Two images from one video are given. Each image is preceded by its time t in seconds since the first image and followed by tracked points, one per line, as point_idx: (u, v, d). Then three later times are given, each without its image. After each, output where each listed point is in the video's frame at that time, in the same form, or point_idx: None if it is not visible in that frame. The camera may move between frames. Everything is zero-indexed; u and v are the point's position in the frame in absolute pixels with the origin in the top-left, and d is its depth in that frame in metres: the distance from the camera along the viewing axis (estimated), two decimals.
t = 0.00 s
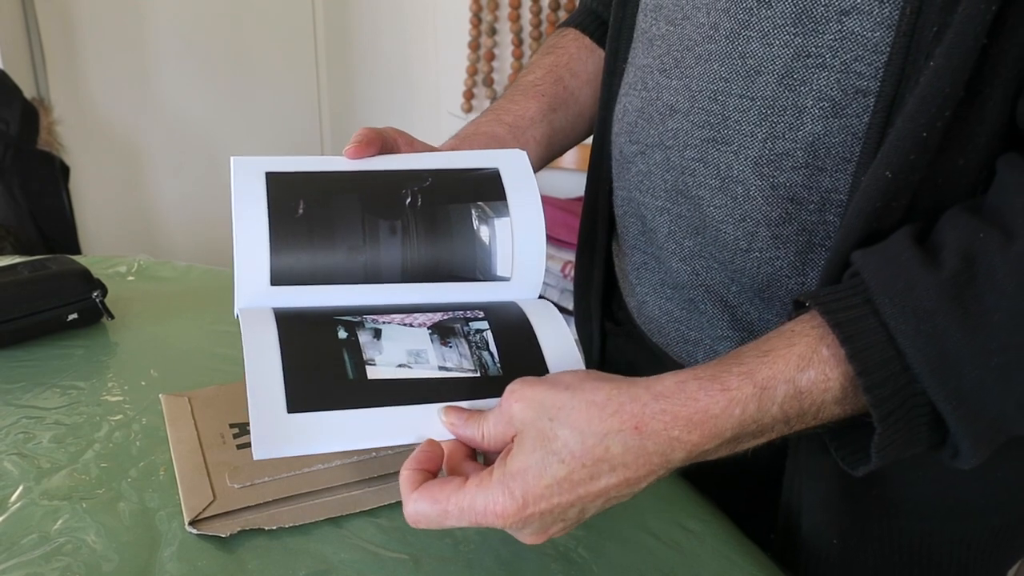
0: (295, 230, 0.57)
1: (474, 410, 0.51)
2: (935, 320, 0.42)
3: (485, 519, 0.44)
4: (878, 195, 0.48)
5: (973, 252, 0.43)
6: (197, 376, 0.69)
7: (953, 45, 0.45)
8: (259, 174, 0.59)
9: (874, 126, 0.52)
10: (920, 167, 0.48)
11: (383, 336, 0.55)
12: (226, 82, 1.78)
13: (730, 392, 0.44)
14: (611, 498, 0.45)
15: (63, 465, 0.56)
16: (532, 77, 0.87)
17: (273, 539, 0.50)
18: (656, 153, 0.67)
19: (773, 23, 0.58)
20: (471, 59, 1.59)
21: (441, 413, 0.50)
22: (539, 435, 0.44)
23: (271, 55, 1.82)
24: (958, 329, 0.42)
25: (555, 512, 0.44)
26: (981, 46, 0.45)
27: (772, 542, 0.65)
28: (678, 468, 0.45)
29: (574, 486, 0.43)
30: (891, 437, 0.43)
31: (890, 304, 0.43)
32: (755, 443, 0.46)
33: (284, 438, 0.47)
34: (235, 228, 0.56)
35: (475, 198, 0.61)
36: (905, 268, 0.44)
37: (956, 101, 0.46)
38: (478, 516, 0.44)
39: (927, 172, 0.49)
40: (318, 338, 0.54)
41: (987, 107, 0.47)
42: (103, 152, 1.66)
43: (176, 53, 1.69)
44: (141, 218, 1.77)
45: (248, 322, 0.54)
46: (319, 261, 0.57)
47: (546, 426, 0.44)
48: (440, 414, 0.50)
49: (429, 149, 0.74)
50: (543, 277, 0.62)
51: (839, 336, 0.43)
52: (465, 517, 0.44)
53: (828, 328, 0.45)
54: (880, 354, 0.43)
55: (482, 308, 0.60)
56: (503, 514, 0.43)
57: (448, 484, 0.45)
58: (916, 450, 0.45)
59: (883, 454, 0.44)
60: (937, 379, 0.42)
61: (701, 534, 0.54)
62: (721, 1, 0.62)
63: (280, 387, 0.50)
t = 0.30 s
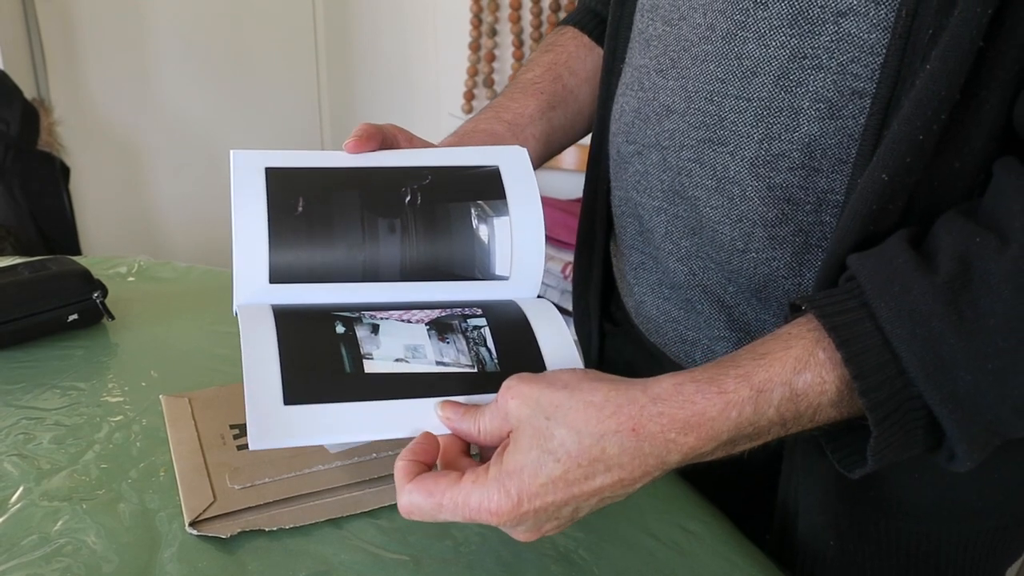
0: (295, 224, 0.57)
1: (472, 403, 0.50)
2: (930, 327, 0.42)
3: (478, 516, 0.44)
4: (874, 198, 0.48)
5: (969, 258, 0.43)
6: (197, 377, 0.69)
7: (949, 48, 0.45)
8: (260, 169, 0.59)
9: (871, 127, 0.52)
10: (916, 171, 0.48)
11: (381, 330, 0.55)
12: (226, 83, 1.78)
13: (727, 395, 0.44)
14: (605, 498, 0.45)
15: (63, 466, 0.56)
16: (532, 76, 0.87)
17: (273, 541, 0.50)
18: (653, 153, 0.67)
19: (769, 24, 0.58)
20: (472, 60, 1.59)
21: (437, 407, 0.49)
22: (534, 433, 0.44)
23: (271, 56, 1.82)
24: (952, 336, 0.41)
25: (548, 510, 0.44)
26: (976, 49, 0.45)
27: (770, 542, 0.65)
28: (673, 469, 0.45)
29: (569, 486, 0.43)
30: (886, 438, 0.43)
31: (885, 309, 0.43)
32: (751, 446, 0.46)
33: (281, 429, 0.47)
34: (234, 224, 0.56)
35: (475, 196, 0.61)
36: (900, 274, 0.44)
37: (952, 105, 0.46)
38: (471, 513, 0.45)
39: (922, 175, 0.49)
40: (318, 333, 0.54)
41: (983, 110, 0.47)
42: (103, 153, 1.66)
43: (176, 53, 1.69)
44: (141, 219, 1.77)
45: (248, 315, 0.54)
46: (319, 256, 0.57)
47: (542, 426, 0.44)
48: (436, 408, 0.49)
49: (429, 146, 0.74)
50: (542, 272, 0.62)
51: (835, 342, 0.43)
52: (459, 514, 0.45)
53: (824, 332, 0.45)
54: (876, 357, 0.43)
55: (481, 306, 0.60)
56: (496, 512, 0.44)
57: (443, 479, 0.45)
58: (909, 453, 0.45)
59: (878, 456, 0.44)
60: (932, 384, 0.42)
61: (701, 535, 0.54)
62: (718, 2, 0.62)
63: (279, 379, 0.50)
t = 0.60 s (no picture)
0: (290, 222, 0.57)
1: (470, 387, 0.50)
2: (929, 322, 0.42)
3: (474, 497, 0.45)
4: (874, 200, 0.48)
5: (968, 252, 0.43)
6: (198, 377, 0.69)
7: (949, 51, 0.45)
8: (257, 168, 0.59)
9: (871, 131, 0.52)
10: (916, 173, 0.48)
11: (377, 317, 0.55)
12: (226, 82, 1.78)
13: (726, 381, 0.44)
14: (602, 482, 0.45)
15: (64, 466, 0.56)
16: (531, 76, 0.87)
17: (275, 541, 0.50)
18: (652, 155, 0.67)
19: (769, 27, 0.58)
20: (472, 61, 1.60)
21: (435, 391, 0.49)
22: (533, 415, 0.44)
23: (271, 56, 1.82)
24: (951, 331, 0.41)
25: (543, 492, 0.45)
26: (977, 53, 0.45)
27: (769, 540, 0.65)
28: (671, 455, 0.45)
29: (566, 467, 0.44)
30: (887, 427, 0.43)
31: (883, 303, 0.43)
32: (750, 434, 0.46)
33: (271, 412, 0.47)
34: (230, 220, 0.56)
35: (470, 197, 0.61)
36: (898, 269, 0.44)
37: (952, 108, 0.46)
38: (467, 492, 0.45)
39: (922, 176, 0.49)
40: (315, 322, 0.54)
41: (983, 114, 0.47)
42: (103, 153, 1.66)
43: (176, 53, 1.69)
44: (142, 219, 1.77)
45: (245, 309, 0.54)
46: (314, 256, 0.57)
47: (542, 408, 0.44)
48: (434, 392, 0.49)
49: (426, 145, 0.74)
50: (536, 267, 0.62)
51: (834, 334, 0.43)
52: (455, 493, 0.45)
53: (823, 322, 0.45)
54: (873, 350, 0.43)
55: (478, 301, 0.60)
56: (492, 493, 0.44)
57: (438, 460, 0.46)
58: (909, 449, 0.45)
59: (876, 451, 0.44)
60: (931, 378, 0.42)
61: (702, 536, 0.54)
62: (717, 4, 0.62)
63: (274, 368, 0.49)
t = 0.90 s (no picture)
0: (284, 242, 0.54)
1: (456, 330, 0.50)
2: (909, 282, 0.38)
3: (429, 365, 0.44)
4: (853, 193, 0.47)
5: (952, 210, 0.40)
6: (199, 377, 0.69)
7: (939, 48, 0.45)
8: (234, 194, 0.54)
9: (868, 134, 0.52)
10: (904, 168, 0.47)
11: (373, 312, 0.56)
12: (226, 82, 1.78)
13: (697, 298, 0.41)
14: (560, 389, 0.42)
15: (65, 466, 0.56)
16: (532, 76, 0.88)
17: (275, 541, 0.50)
18: (651, 156, 0.67)
19: (768, 28, 0.58)
20: (473, 60, 1.60)
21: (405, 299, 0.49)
22: (504, 302, 0.41)
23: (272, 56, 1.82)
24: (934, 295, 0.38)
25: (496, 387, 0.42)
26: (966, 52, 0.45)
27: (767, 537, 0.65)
28: (632, 374, 0.41)
29: (520, 360, 0.41)
30: (843, 387, 0.39)
31: (860, 252, 0.39)
32: (716, 371, 0.42)
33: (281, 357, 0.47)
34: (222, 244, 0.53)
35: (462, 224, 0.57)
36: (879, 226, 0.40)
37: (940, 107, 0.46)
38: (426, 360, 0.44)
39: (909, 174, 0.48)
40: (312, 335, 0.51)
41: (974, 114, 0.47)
42: (103, 153, 1.66)
43: (176, 53, 1.69)
44: (143, 220, 1.77)
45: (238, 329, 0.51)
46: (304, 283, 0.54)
47: (512, 297, 0.41)
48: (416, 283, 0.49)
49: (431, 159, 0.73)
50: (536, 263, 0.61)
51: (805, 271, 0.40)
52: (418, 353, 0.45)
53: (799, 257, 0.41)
54: (844, 297, 0.39)
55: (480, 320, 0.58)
56: (447, 375, 0.43)
57: (434, 321, 0.45)
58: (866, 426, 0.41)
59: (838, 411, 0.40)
60: (902, 331, 0.38)
61: (702, 535, 0.54)
62: (717, 5, 0.62)
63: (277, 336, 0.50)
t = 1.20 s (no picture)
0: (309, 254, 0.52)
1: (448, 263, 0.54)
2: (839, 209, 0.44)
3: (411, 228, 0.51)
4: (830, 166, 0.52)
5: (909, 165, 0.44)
6: (200, 377, 0.69)
7: (907, 36, 0.49)
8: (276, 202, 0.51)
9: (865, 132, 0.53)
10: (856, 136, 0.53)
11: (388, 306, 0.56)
12: (227, 82, 1.78)
13: (651, 161, 0.49)
14: (525, 233, 0.49)
15: (66, 466, 0.56)
16: (537, 71, 0.87)
17: (275, 542, 0.50)
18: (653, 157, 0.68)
19: (766, 27, 0.58)
20: (473, 61, 1.60)
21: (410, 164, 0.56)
22: (479, 170, 0.50)
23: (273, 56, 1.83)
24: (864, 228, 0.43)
25: (472, 228, 0.49)
26: (927, 36, 0.49)
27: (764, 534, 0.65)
28: (589, 226, 0.49)
29: (490, 196, 0.49)
30: (771, 282, 0.46)
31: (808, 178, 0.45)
32: (660, 238, 0.49)
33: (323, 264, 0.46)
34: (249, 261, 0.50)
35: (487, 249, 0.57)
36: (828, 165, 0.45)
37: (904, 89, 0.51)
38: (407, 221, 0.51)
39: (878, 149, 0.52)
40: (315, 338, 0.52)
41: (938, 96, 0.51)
42: (103, 153, 1.67)
43: (177, 53, 1.69)
44: (142, 221, 1.77)
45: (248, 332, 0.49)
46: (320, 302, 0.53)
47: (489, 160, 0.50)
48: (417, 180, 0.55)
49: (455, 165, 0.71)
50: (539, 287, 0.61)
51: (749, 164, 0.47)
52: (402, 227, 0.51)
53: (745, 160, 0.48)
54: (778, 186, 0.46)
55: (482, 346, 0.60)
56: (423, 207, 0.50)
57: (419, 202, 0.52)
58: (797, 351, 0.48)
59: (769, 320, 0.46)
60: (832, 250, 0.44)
61: (702, 536, 0.54)
62: (717, 5, 0.61)
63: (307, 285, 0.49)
